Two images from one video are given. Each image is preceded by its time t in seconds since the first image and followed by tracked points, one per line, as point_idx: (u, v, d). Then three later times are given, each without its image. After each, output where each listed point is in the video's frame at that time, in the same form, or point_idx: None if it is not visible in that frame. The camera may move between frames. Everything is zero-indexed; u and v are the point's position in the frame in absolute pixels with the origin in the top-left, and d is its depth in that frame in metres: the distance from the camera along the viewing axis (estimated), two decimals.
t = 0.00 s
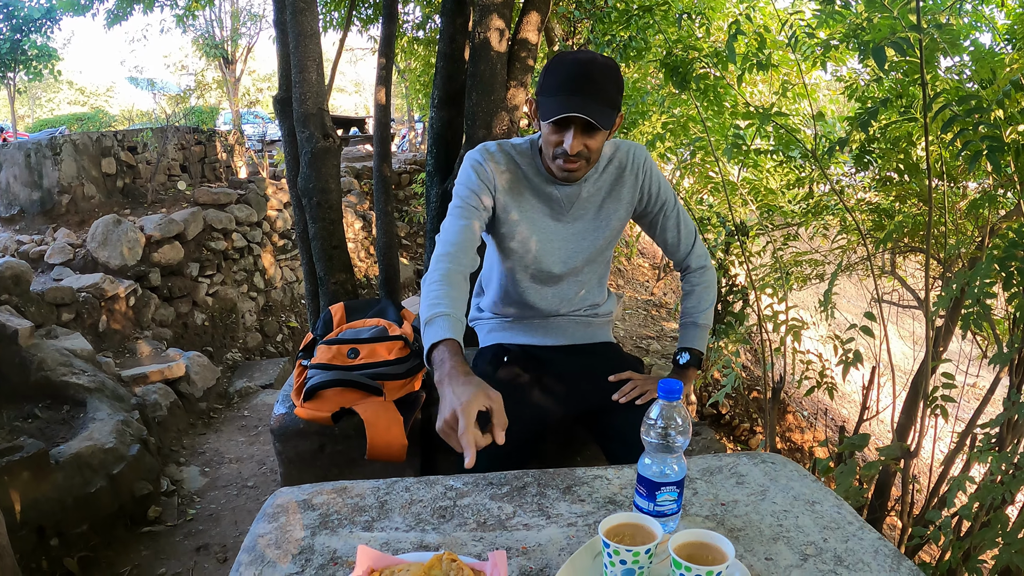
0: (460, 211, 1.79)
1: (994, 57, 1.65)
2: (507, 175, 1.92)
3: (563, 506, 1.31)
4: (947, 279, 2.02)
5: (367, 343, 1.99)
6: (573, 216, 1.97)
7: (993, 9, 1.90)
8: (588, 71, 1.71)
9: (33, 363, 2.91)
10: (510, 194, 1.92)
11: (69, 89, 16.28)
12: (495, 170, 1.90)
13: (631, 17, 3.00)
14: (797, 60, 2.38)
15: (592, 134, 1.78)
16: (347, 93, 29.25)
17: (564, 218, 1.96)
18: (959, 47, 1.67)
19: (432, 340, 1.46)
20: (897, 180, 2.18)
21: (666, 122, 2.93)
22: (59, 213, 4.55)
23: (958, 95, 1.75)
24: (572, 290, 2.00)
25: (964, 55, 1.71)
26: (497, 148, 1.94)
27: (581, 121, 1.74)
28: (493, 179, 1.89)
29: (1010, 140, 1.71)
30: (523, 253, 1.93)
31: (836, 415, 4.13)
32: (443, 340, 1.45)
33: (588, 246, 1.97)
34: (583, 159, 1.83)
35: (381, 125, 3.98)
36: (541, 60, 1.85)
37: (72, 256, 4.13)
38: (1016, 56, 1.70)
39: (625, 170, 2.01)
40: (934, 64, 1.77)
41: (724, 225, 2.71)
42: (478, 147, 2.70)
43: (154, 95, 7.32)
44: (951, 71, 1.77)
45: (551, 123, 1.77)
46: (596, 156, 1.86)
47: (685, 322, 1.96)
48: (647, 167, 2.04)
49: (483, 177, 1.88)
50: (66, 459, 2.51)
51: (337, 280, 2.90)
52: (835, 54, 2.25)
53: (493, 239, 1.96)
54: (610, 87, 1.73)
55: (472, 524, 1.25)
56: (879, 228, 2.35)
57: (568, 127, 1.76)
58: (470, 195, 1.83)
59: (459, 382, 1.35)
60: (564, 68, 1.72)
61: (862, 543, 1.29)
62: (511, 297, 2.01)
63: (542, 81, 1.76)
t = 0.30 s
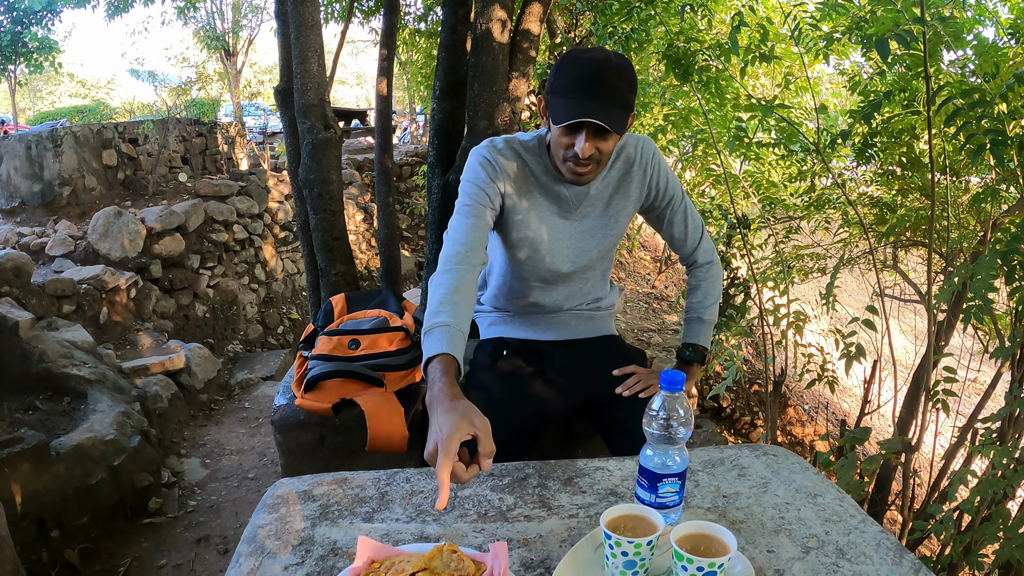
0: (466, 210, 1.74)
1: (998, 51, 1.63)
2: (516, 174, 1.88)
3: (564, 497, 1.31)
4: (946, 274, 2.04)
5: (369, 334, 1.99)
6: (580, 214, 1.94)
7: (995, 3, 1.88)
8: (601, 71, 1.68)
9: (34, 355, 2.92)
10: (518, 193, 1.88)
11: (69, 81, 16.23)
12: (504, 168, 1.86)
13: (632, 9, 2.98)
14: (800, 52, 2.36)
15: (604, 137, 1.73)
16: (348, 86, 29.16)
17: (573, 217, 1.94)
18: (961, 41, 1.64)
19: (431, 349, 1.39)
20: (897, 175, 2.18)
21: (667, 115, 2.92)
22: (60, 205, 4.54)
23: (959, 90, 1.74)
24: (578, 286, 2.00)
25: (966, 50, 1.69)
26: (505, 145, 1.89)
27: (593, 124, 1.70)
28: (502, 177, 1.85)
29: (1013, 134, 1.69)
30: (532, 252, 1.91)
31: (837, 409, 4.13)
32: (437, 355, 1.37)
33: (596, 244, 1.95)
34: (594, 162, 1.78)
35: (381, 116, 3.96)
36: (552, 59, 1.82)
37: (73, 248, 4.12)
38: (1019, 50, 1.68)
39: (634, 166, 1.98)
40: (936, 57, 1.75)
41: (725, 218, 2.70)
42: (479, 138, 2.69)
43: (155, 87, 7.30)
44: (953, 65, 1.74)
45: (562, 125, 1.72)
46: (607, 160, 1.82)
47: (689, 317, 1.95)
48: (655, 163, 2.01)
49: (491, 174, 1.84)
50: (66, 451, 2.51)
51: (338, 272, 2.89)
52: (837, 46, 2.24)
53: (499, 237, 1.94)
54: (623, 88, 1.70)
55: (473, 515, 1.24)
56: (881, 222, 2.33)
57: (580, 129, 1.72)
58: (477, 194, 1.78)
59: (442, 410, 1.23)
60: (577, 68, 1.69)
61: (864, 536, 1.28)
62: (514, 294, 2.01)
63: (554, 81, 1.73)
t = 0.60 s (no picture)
0: (466, 193, 1.71)
1: (1004, 42, 1.63)
2: (517, 157, 1.85)
3: (570, 485, 1.28)
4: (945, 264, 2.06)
5: (371, 320, 1.96)
6: (583, 199, 1.91)
7: None
8: (604, 52, 1.64)
9: (34, 343, 2.90)
10: (519, 177, 1.85)
11: (70, 70, 16.17)
12: (505, 151, 1.83)
13: None
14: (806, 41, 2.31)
15: (606, 118, 1.70)
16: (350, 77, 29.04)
17: (576, 202, 1.90)
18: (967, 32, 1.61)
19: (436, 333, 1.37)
20: (903, 165, 2.14)
21: (673, 103, 2.89)
22: (61, 193, 4.52)
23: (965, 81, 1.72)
24: (581, 273, 1.97)
25: (972, 40, 1.69)
26: (506, 129, 1.86)
27: (596, 104, 1.66)
28: (502, 161, 1.82)
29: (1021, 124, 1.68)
30: (534, 237, 1.88)
31: (839, 401, 4.10)
32: (443, 339, 1.35)
33: (600, 229, 1.92)
34: (596, 144, 1.76)
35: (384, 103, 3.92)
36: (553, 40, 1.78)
37: (73, 236, 4.09)
38: None
39: (638, 150, 1.94)
40: (943, 47, 1.73)
41: (729, 207, 2.64)
42: (483, 124, 2.65)
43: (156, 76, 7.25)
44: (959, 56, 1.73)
45: (564, 105, 1.69)
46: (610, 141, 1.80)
47: (694, 305, 1.91)
48: (659, 147, 1.97)
49: (492, 158, 1.81)
50: (66, 439, 2.49)
51: (340, 258, 2.86)
52: (841, 37, 2.21)
53: (502, 223, 1.91)
54: (626, 69, 1.67)
55: (477, 503, 1.22)
56: (885, 213, 2.29)
57: (582, 109, 1.69)
58: (477, 177, 1.75)
59: (452, 393, 1.20)
60: (579, 48, 1.65)
61: (874, 526, 1.25)
62: (517, 280, 1.98)
63: (555, 62, 1.70)
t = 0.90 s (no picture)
0: (472, 175, 1.69)
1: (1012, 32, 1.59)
2: (520, 139, 1.81)
3: (577, 473, 1.25)
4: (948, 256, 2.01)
5: (373, 306, 1.92)
6: (588, 181, 1.87)
7: None
8: (603, 22, 1.60)
9: (34, 331, 2.88)
10: (522, 159, 1.81)
11: (71, 60, 16.08)
12: (507, 133, 1.79)
13: None
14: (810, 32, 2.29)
15: (607, 90, 1.68)
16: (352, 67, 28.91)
17: (580, 184, 1.86)
18: (974, 23, 1.62)
19: (478, 303, 1.36)
20: (908, 157, 2.08)
21: (677, 91, 2.84)
22: (62, 181, 4.49)
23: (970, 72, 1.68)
24: (586, 257, 1.94)
25: (977, 32, 1.66)
26: (509, 111, 1.82)
27: (597, 75, 1.64)
28: (506, 142, 1.79)
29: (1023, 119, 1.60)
30: (538, 219, 1.84)
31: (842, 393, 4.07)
32: (488, 305, 1.35)
33: (605, 212, 1.88)
34: (600, 117, 1.73)
35: (387, 89, 3.87)
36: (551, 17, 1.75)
37: (74, 225, 4.06)
38: None
39: (643, 132, 1.90)
40: (948, 37, 1.70)
41: (734, 195, 2.58)
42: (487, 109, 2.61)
43: (157, 65, 7.20)
44: (964, 48, 1.70)
45: (564, 77, 1.66)
46: (613, 115, 1.76)
47: (699, 291, 1.88)
48: (665, 129, 1.93)
49: (496, 140, 1.77)
50: (66, 427, 2.46)
51: (342, 245, 2.83)
52: (848, 27, 2.15)
53: (506, 206, 1.88)
54: (626, 39, 1.63)
55: (482, 491, 1.19)
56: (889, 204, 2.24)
57: (583, 82, 1.66)
58: (482, 159, 1.73)
59: (524, 347, 1.24)
60: (577, 19, 1.61)
61: (887, 516, 1.22)
62: (521, 265, 1.95)
63: (553, 36, 1.66)
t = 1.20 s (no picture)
0: (469, 164, 1.69)
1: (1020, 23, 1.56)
2: (524, 124, 1.79)
3: (581, 462, 1.23)
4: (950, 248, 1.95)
5: (375, 293, 1.91)
6: (593, 168, 1.84)
7: None
8: (613, 9, 1.56)
9: (34, 320, 2.87)
10: (526, 144, 1.79)
11: (71, 49, 16.02)
12: (510, 118, 1.77)
13: None
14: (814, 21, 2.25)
15: (616, 77, 1.64)
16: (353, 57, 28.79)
17: (584, 171, 1.83)
18: (980, 13, 1.58)
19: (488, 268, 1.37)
20: (912, 148, 2.04)
21: (681, 80, 2.80)
22: (62, 170, 4.46)
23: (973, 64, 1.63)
24: (590, 245, 1.91)
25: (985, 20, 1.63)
26: (512, 96, 1.80)
27: (605, 62, 1.60)
28: (509, 127, 1.76)
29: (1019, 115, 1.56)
30: (542, 205, 1.82)
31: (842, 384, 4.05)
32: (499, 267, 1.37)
33: (609, 199, 1.85)
34: (608, 104, 1.69)
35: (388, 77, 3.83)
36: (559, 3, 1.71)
37: (74, 214, 4.04)
38: None
39: (648, 119, 1.87)
40: (953, 27, 1.65)
41: (738, 184, 2.53)
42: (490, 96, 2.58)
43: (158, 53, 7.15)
44: (970, 39, 1.66)
45: (572, 64, 1.62)
46: (621, 102, 1.73)
47: (704, 280, 1.85)
48: (671, 116, 1.90)
49: (497, 126, 1.75)
50: (65, 416, 2.45)
51: (343, 233, 2.81)
52: (852, 17, 2.09)
53: (509, 193, 1.86)
54: (636, 26, 1.59)
55: (485, 480, 1.17)
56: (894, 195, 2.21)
57: (592, 69, 1.62)
58: (481, 147, 1.71)
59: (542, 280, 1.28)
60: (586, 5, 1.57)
61: (895, 507, 1.20)
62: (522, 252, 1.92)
63: (562, 22, 1.62)
